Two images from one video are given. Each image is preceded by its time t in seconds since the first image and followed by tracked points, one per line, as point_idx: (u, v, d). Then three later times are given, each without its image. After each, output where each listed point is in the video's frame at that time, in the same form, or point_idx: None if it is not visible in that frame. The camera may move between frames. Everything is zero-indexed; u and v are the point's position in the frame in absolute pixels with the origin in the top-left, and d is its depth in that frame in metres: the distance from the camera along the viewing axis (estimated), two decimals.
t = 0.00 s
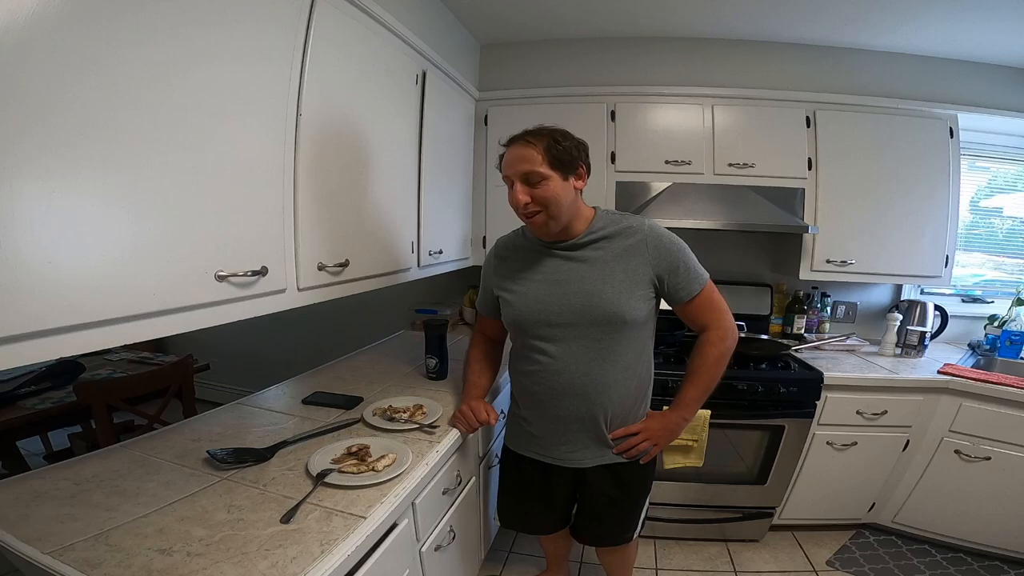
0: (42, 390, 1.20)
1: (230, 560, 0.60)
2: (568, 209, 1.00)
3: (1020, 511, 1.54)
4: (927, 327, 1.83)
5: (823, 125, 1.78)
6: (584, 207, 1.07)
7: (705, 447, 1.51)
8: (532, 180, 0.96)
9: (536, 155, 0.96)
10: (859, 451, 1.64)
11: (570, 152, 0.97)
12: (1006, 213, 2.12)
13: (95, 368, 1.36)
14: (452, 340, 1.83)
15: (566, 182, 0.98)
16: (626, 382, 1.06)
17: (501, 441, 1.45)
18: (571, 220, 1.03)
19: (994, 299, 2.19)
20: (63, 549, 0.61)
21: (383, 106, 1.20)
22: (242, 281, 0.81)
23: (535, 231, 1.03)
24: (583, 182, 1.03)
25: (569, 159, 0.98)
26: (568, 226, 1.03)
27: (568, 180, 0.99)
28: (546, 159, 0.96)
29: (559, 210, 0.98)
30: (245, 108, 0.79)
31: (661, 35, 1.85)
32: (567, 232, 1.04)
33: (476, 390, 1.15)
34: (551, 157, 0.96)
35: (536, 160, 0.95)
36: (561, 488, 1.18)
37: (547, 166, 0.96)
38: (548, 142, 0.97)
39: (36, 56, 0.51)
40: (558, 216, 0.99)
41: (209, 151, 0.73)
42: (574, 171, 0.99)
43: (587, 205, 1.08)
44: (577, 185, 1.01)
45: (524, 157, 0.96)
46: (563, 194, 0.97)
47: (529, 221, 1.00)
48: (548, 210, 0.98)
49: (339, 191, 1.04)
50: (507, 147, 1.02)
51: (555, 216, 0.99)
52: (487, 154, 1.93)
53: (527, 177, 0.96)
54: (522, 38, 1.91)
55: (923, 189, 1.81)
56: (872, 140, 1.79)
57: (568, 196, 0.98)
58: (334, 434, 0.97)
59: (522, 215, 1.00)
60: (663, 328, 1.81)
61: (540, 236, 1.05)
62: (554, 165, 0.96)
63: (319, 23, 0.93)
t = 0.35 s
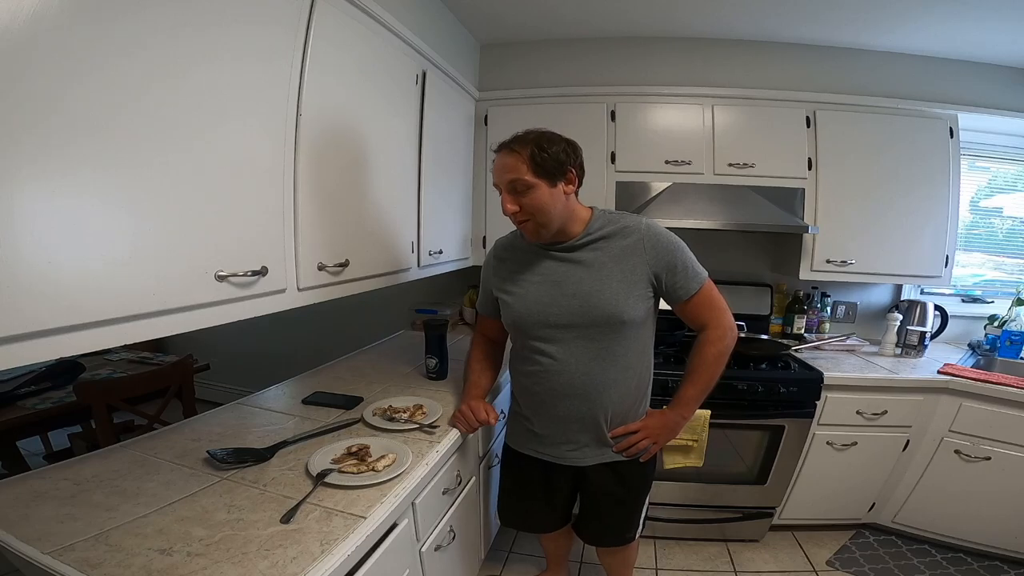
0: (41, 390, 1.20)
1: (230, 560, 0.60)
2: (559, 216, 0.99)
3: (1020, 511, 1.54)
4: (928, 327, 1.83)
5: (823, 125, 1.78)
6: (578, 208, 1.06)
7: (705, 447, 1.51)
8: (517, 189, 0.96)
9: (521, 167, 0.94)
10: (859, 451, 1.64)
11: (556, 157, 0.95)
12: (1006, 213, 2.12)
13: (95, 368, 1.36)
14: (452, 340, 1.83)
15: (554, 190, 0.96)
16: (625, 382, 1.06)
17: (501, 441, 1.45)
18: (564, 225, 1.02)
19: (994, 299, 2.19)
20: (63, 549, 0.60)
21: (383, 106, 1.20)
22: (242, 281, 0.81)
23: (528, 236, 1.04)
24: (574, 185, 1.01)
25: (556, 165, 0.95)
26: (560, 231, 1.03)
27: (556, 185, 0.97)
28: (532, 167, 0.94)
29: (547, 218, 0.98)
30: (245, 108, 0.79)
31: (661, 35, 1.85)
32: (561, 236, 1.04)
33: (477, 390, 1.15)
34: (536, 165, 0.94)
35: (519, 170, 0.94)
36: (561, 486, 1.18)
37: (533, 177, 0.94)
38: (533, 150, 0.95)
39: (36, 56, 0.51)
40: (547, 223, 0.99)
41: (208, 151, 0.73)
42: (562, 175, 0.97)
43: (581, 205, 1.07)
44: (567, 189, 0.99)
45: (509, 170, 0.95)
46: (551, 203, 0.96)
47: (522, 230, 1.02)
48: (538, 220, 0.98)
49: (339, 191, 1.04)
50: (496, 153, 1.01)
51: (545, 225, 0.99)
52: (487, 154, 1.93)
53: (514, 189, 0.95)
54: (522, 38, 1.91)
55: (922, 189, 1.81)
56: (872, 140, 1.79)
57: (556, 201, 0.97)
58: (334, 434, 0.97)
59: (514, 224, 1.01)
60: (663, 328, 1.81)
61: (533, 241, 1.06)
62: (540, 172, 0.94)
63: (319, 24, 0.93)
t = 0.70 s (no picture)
0: (41, 390, 1.20)
1: (230, 560, 0.60)
2: (571, 217, 0.99)
3: (1020, 511, 1.54)
4: (928, 327, 1.83)
5: (823, 125, 1.78)
6: (589, 208, 1.06)
7: (705, 447, 1.51)
8: (530, 189, 0.95)
9: (536, 166, 0.94)
10: (859, 451, 1.64)
11: (571, 157, 0.94)
12: (1006, 213, 2.12)
13: (95, 368, 1.36)
14: (452, 340, 1.83)
15: (567, 190, 0.96)
16: (627, 384, 1.06)
17: (501, 441, 1.45)
18: (575, 225, 1.02)
19: (994, 299, 2.19)
20: (63, 549, 0.61)
21: (383, 106, 1.20)
22: (241, 281, 0.81)
23: (538, 236, 1.04)
24: (587, 186, 1.01)
25: (570, 166, 0.95)
26: (571, 231, 1.03)
27: (570, 186, 0.97)
28: (546, 167, 0.94)
29: (559, 218, 0.98)
30: (245, 109, 0.79)
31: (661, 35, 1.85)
32: (571, 236, 1.04)
33: (477, 389, 1.15)
34: (549, 165, 0.94)
35: (533, 169, 0.94)
36: (561, 486, 1.18)
37: (547, 176, 0.94)
38: (549, 149, 0.94)
39: (35, 56, 0.51)
40: (558, 223, 0.99)
41: (208, 152, 0.73)
42: (576, 176, 0.97)
43: (592, 206, 1.07)
44: (580, 190, 0.99)
45: (523, 168, 0.94)
46: (565, 203, 0.96)
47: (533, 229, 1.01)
48: (550, 219, 0.98)
49: (339, 192, 1.05)
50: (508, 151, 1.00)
51: (557, 225, 0.99)
52: (487, 154, 1.93)
53: (528, 189, 0.95)
54: (522, 38, 1.91)
55: (922, 189, 1.81)
56: (872, 140, 1.79)
57: (569, 202, 0.97)
58: (334, 434, 0.97)
59: (525, 224, 1.01)
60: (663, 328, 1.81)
61: (543, 240, 1.05)
62: (554, 172, 0.94)
63: (319, 23, 0.93)
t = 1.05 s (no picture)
0: (41, 390, 1.20)
1: (230, 560, 0.60)
2: (601, 218, 0.95)
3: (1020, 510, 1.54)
4: (927, 327, 1.83)
5: (823, 125, 1.78)
6: (619, 209, 1.02)
7: (705, 447, 1.51)
8: (562, 188, 0.91)
9: (568, 164, 0.90)
10: (859, 451, 1.64)
11: (606, 156, 0.90)
12: (1006, 213, 2.12)
13: (95, 368, 1.36)
14: (452, 340, 1.83)
15: (599, 190, 0.92)
16: (652, 388, 1.06)
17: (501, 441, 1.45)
18: (604, 227, 0.99)
19: (994, 299, 2.19)
20: (63, 549, 0.61)
21: (383, 106, 1.20)
22: (242, 281, 0.81)
23: (565, 236, 1.00)
24: (620, 187, 0.97)
25: (605, 165, 0.91)
26: (600, 232, 0.99)
27: (603, 186, 0.93)
28: (580, 165, 0.90)
29: (590, 219, 0.94)
30: (245, 109, 0.79)
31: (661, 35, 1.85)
32: (599, 237, 1.01)
33: (480, 391, 1.15)
34: (583, 164, 0.90)
35: (566, 168, 0.90)
36: (579, 487, 1.18)
37: (578, 176, 0.90)
38: (583, 146, 0.90)
39: (34, 56, 0.51)
40: (588, 224, 0.95)
41: (208, 152, 0.73)
42: (610, 176, 0.93)
43: (622, 207, 1.04)
44: (612, 192, 0.96)
45: (554, 166, 0.91)
46: (595, 204, 0.93)
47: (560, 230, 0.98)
48: (580, 220, 0.94)
49: (339, 192, 1.05)
50: (539, 145, 0.96)
51: (585, 227, 0.95)
52: (487, 154, 1.93)
53: (557, 188, 0.92)
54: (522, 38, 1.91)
55: (922, 189, 1.81)
56: (872, 140, 1.79)
57: (600, 203, 0.94)
58: (334, 434, 0.97)
59: (552, 223, 0.97)
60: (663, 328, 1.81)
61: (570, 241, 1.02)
62: (589, 171, 0.90)
63: (319, 23, 0.93)
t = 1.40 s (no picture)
0: (41, 390, 1.20)
1: (230, 560, 0.60)
2: (662, 219, 0.89)
3: (1021, 510, 1.54)
4: (927, 327, 1.83)
5: (823, 125, 1.78)
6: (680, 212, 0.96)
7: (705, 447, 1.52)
8: (623, 185, 0.85)
9: (632, 160, 0.84)
10: (858, 451, 1.64)
11: (673, 154, 0.84)
12: (1006, 213, 2.12)
13: (95, 369, 1.36)
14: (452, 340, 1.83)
15: (663, 189, 0.86)
16: (713, 400, 0.99)
17: (501, 441, 1.45)
18: (664, 230, 0.92)
19: (994, 299, 2.19)
20: (63, 549, 0.61)
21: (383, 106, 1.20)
22: (241, 281, 0.81)
23: (620, 237, 0.94)
24: (683, 188, 0.90)
25: (671, 164, 0.85)
26: (659, 235, 0.93)
27: (667, 186, 0.87)
28: (645, 162, 0.84)
29: (651, 220, 0.88)
30: (245, 108, 0.79)
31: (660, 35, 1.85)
32: (657, 241, 0.95)
33: (494, 389, 1.14)
34: (648, 161, 0.84)
35: (630, 164, 0.84)
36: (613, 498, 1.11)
37: (642, 173, 0.84)
38: (647, 142, 0.85)
39: (34, 56, 0.51)
40: (649, 225, 0.88)
41: (208, 151, 0.73)
42: (675, 176, 0.87)
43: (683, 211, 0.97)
44: (676, 193, 0.89)
45: (617, 162, 0.85)
46: (658, 204, 0.86)
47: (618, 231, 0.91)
48: (640, 221, 0.88)
49: (338, 192, 1.04)
50: (599, 141, 0.91)
51: (645, 228, 0.89)
52: (486, 154, 1.93)
53: (619, 184, 0.85)
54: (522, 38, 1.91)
55: (921, 189, 1.81)
56: (872, 140, 1.79)
57: (663, 204, 0.87)
58: (334, 434, 0.97)
59: (609, 222, 0.91)
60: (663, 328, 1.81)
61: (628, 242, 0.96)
62: (654, 169, 0.84)
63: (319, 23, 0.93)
